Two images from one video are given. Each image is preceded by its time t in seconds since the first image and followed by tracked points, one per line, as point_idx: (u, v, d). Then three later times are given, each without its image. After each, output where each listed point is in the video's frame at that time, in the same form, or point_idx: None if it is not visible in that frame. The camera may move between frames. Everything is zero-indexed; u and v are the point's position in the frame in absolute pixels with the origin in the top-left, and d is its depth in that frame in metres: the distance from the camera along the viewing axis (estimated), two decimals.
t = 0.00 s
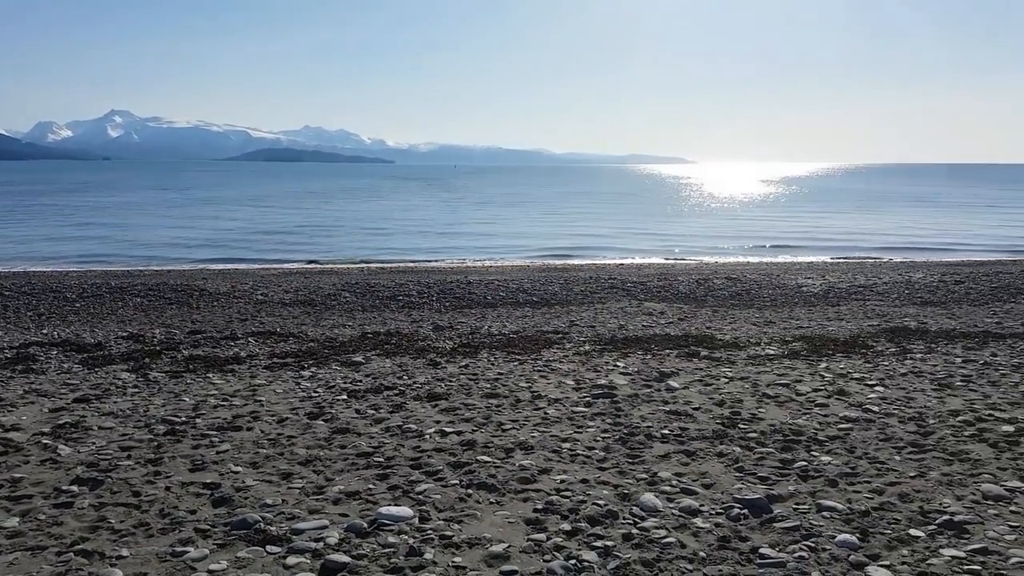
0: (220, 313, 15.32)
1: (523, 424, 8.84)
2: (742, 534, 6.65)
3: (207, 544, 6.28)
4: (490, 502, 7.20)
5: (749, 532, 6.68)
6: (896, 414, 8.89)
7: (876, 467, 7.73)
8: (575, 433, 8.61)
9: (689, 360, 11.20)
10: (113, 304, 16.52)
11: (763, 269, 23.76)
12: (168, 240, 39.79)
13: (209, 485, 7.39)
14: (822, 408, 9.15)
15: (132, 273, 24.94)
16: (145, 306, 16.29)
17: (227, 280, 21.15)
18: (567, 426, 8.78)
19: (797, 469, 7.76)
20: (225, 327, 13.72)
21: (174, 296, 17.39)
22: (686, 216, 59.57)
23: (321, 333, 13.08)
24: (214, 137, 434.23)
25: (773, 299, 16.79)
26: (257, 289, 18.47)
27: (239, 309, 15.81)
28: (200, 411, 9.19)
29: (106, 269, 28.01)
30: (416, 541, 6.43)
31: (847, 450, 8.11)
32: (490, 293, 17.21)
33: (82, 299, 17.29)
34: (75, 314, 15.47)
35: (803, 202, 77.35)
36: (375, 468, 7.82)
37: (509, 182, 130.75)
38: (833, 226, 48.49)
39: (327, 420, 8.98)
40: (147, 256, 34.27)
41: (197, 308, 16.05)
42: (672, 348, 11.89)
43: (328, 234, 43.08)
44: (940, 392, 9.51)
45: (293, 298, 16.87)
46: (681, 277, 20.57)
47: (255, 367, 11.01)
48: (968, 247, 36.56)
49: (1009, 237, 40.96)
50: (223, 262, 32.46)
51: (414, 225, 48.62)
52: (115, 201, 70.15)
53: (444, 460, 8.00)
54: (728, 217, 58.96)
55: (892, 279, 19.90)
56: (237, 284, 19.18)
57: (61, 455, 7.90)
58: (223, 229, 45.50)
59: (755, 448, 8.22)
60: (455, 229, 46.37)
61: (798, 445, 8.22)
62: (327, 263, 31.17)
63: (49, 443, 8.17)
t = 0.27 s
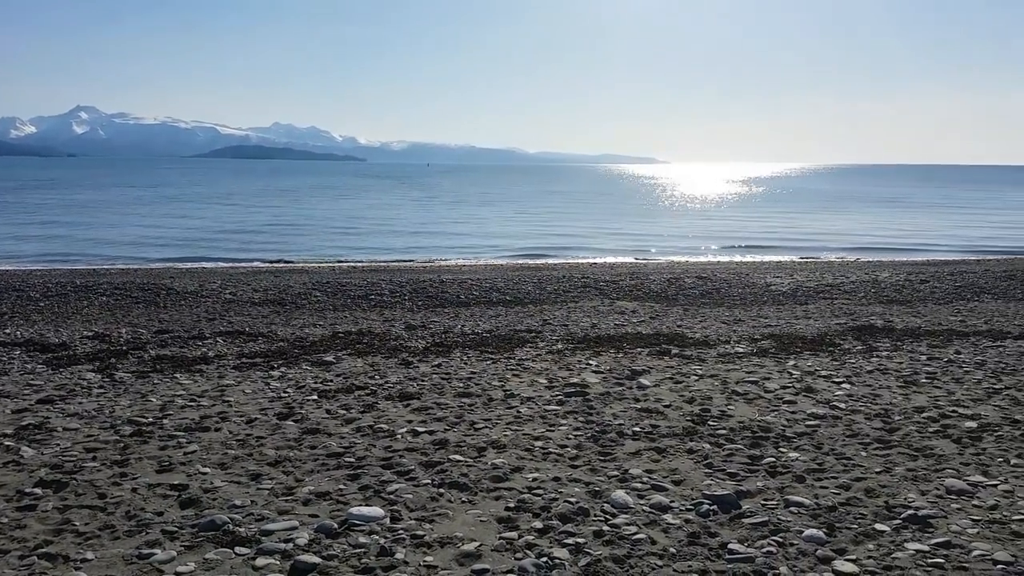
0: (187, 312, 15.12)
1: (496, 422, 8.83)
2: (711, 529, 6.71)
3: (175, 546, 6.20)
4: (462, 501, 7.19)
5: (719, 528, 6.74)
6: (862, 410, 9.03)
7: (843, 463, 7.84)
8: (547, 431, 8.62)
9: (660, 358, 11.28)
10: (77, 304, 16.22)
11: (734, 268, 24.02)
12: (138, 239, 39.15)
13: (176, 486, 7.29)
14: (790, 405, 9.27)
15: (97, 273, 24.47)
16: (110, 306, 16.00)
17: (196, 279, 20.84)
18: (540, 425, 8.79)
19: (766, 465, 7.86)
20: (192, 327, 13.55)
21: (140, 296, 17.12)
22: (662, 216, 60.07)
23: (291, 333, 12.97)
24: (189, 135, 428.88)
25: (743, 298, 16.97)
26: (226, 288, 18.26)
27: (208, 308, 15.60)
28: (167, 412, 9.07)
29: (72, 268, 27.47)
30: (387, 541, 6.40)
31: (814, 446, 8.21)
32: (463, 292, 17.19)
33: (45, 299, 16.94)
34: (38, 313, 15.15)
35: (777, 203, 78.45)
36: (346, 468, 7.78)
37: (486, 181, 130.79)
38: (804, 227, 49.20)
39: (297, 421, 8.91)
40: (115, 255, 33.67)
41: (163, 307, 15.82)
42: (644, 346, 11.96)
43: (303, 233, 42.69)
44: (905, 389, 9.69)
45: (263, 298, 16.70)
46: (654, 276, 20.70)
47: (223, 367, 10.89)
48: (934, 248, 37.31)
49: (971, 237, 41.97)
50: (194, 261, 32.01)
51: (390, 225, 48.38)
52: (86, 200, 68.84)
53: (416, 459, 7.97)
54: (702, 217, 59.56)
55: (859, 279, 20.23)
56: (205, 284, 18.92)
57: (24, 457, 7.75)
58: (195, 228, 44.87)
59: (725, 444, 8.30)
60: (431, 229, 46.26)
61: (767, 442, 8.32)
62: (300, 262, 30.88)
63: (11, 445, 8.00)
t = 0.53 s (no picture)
0: (150, 308, 14.86)
1: (465, 419, 8.83)
2: (677, 523, 6.78)
3: (137, 546, 6.09)
4: (430, 498, 7.17)
5: (684, 521, 6.82)
6: (824, 406, 9.21)
7: (806, 457, 7.99)
8: (516, 427, 8.64)
9: (629, 354, 11.38)
10: (35, 299, 15.84)
11: (701, 266, 24.33)
12: (101, 234, 38.27)
13: (138, 485, 7.17)
14: (755, 400, 9.42)
15: (56, 267, 23.88)
16: (69, 301, 15.65)
17: (159, 274, 20.46)
18: (509, 421, 8.81)
19: (731, 459, 7.98)
20: (155, 323, 13.32)
21: (101, 291, 16.77)
22: (633, 214, 60.58)
23: (257, 329, 12.83)
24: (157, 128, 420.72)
25: (710, 295, 17.19)
26: (190, 284, 17.97)
27: (172, 304, 15.35)
28: (129, 410, 8.91)
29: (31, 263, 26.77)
30: (355, 538, 6.36)
31: (778, 440, 8.36)
32: (433, 289, 17.14)
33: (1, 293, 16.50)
34: None
35: (745, 201, 79.74)
36: (313, 465, 7.72)
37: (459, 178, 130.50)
38: (770, 226, 49.96)
39: (263, 418, 8.81)
40: (76, 250, 32.89)
41: (125, 303, 15.53)
42: (613, 343, 12.05)
43: (271, 229, 42.17)
44: (866, 384, 9.90)
45: (228, 294, 16.47)
46: (622, 273, 20.87)
47: (187, 364, 10.73)
48: (895, 247, 38.20)
49: (929, 237, 43.13)
50: (159, 255, 31.42)
51: (362, 221, 48.02)
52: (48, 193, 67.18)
53: (384, 457, 7.93)
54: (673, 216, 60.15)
55: (823, 277, 20.62)
56: (168, 279, 18.60)
57: None
58: (161, 222, 44.03)
59: (691, 439, 8.40)
60: (403, 225, 46.03)
61: (732, 436, 8.44)
62: (268, 257, 30.50)
63: None
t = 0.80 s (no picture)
0: (118, 310, 14.70)
1: (439, 416, 8.83)
2: (651, 516, 6.83)
3: (108, 549, 6.04)
4: (405, 496, 7.16)
5: (658, 514, 6.87)
6: (795, 397, 9.32)
7: (777, 448, 8.07)
8: (491, 424, 8.65)
9: (602, 349, 11.44)
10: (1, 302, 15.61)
11: (674, 260, 24.51)
12: (73, 236, 37.73)
13: (109, 488, 7.11)
14: (726, 392, 9.50)
15: (22, 270, 23.52)
16: (36, 304, 15.44)
17: (127, 275, 20.23)
18: (483, 418, 8.82)
19: (703, 451, 8.05)
20: (123, 325, 13.19)
21: (67, 293, 16.57)
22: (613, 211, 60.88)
23: (228, 330, 12.75)
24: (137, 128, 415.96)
25: (683, 289, 17.31)
26: (159, 285, 17.80)
27: (141, 306, 15.20)
28: (98, 413, 8.82)
29: None
30: (329, 537, 6.35)
31: (749, 432, 8.44)
32: (406, 286, 17.12)
33: None
34: None
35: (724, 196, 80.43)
36: (286, 466, 7.69)
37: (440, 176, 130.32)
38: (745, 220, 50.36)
39: (235, 419, 8.77)
40: (47, 252, 32.40)
41: (93, 305, 15.35)
42: (586, 338, 12.11)
43: (248, 229, 41.84)
44: (836, 375, 10.03)
45: (198, 294, 16.34)
46: (596, 269, 20.98)
47: (157, 366, 10.65)
48: (867, 239, 38.79)
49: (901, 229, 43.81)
50: (132, 257, 31.08)
51: (340, 219, 47.80)
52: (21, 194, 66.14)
53: (357, 456, 7.91)
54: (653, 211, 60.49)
55: (793, 270, 20.84)
56: (137, 280, 18.40)
57: None
58: (136, 223, 43.52)
59: (664, 432, 8.46)
60: (381, 223, 45.90)
61: (704, 429, 8.51)
62: (243, 257, 30.28)
63: None
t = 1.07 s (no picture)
0: (90, 311, 14.53)
1: (417, 415, 8.81)
2: (629, 511, 6.87)
3: (82, 553, 5.97)
4: (383, 495, 7.15)
5: (636, 509, 6.92)
6: (770, 391, 9.42)
7: (753, 442, 8.15)
8: (469, 422, 8.64)
9: (580, 346, 11.48)
10: None
11: (651, 257, 24.65)
12: (46, 237, 37.15)
13: (82, 492, 7.02)
14: (703, 387, 9.58)
15: None
16: (5, 306, 15.21)
17: (99, 276, 19.96)
18: (462, 416, 8.82)
19: (680, 446, 8.10)
20: (95, 326, 13.03)
21: (37, 295, 16.32)
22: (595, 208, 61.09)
23: (202, 330, 12.65)
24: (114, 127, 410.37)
25: (660, 286, 17.41)
26: (131, 285, 17.59)
27: (113, 307, 15.02)
28: (70, 415, 8.71)
29: None
30: (307, 538, 6.31)
31: (726, 426, 8.52)
32: (383, 285, 17.07)
33: None
34: None
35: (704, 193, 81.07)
36: (262, 467, 7.64)
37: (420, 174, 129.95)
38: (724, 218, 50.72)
39: (210, 421, 8.70)
40: (17, 253, 31.85)
41: (64, 306, 15.15)
42: (564, 335, 12.14)
43: (226, 229, 41.46)
44: (810, 369, 10.15)
45: (171, 295, 16.18)
46: (573, 266, 21.05)
47: (130, 368, 10.54)
48: (841, 235, 39.33)
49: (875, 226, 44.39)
50: (105, 257, 30.65)
51: (320, 218, 47.50)
52: None
53: (335, 456, 7.88)
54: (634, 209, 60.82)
55: (767, 265, 21.03)
56: (109, 281, 18.18)
57: None
58: (111, 224, 42.93)
59: (641, 428, 8.51)
60: (360, 222, 45.69)
61: (681, 423, 8.58)
62: (219, 257, 29.99)
63: None
